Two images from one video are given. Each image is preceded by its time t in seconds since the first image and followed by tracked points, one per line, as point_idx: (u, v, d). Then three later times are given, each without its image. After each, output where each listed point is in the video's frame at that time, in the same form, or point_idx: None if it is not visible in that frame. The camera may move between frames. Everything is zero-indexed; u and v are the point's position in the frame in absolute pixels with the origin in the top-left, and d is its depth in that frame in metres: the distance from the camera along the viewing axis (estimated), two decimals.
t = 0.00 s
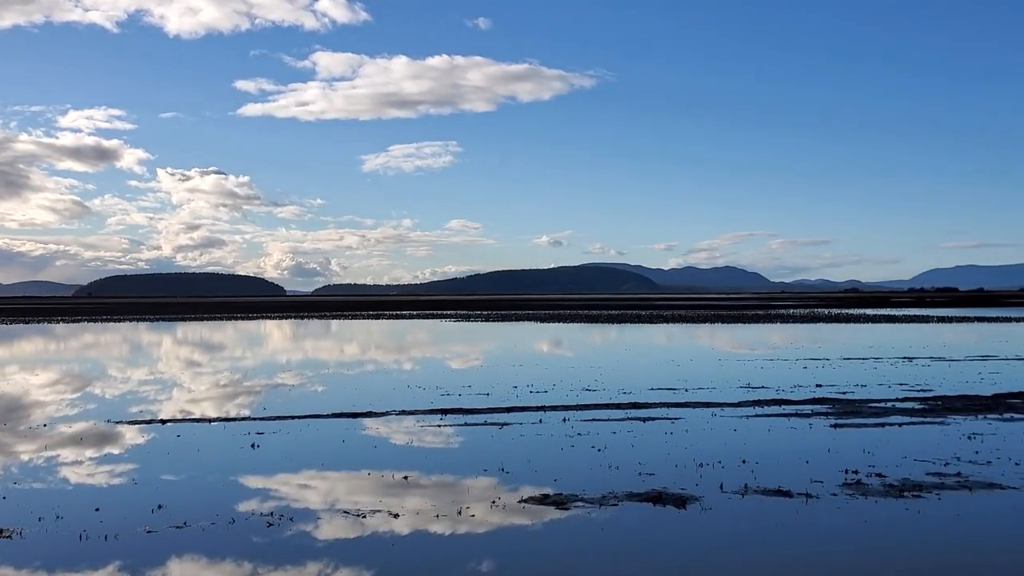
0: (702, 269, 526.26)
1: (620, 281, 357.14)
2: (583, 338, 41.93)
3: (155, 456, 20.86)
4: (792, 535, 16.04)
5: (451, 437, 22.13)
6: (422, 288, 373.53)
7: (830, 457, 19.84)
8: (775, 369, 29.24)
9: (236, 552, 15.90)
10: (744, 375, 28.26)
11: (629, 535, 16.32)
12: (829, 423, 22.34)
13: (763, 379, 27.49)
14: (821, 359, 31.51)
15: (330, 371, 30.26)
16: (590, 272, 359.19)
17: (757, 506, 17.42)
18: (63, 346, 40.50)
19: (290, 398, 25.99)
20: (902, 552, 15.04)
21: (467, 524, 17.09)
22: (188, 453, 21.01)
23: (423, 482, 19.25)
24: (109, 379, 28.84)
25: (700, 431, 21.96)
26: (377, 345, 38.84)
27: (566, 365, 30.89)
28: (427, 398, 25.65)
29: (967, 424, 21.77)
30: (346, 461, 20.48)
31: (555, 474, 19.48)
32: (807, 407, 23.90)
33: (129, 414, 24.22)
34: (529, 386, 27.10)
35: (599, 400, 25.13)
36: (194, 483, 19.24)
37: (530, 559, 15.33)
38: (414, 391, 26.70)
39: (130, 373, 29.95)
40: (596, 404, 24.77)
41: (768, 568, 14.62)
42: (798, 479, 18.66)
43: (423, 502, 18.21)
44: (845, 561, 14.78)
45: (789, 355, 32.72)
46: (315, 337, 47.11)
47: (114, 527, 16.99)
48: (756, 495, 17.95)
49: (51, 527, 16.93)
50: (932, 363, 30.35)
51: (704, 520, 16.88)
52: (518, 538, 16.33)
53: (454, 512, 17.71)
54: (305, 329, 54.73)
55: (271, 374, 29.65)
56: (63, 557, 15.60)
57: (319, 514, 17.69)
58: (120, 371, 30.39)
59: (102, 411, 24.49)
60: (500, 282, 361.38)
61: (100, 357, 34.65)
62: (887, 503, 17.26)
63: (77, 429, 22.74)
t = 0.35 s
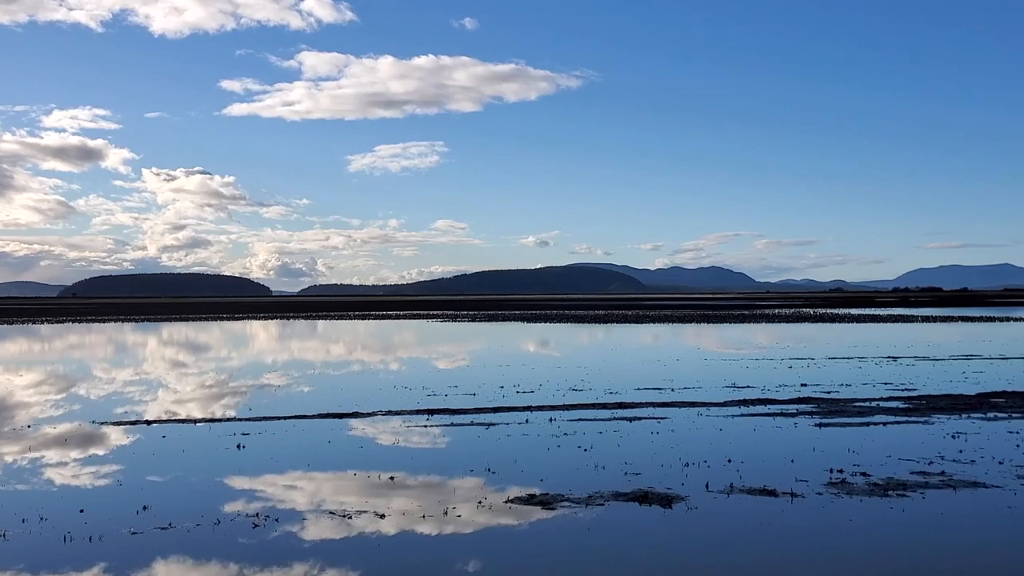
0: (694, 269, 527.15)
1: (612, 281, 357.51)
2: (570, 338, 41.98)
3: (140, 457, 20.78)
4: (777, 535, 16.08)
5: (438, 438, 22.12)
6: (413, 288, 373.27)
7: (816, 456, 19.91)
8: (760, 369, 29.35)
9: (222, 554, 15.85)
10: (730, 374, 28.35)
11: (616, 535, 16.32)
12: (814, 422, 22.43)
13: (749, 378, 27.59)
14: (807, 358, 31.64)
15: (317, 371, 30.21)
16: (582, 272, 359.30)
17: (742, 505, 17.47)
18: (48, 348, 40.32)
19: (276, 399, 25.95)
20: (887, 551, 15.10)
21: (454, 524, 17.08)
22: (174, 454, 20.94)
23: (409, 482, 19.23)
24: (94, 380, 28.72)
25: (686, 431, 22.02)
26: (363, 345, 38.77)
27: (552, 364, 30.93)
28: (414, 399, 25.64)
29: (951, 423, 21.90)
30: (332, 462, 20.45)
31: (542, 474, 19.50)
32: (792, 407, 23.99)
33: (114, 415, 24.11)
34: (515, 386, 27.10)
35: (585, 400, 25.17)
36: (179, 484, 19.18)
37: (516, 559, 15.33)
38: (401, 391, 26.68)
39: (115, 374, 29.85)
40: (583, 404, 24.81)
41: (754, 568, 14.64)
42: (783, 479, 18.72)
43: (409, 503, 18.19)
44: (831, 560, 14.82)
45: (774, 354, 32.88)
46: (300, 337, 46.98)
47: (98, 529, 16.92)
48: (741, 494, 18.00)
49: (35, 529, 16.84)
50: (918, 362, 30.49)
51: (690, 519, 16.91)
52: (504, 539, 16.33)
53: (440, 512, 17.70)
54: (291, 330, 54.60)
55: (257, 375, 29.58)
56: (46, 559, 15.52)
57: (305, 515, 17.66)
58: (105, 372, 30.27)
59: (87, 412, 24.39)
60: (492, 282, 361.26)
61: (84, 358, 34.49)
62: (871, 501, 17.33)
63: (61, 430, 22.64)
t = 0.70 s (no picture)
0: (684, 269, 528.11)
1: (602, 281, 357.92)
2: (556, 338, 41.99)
3: (123, 458, 20.70)
4: (760, 534, 16.12)
5: (422, 438, 22.12)
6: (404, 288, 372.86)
7: (799, 455, 19.98)
8: (743, 368, 29.45)
9: (205, 554, 15.80)
10: (714, 374, 28.43)
11: (599, 535, 16.34)
12: (797, 421, 22.52)
13: (732, 378, 27.68)
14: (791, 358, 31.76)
15: (301, 371, 30.14)
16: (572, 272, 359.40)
17: (726, 504, 17.52)
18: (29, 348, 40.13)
19: (260, 399, 25.89)
20: (869, 549, 15.17)
21: (438, 524, 17.06)
22: (157, 455, 20.87)
23: (394, 482, 19.21)
24: (76, 381, 28.59)
25: (670, 430, 22.08)
26: (348, 345, 38.70)
27: (537, 364, 30.96)
28: (398, 399, 25.62)
29: (933, 421, 22.02)
30: (316, 462, 20.42)
31: (526, 473, 19.51)
32: (776, 406, 24.08)
33: (97, 415, 24.02)
34: (500, 386, 27.11)
35: (570, 399, 25.21)
36: (162, 485, 19.12)
37: (500, 559, 15.34)
38: (386, 391, 26.66)
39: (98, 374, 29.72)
40: (567, 404, 24.84)
41: (737, 566, 14.67)
42: (766, 477, 18.79)
43: (394, 503, 18.17)
44: (813, 557, 14.87)
45: (758, 354, 33.00)
46: (285, 337, 46.87)
47: (80, 530, 16.85)
48: (725, 493, 18.05)
49: (16, 530, 16.75)
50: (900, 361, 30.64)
51: (674, 518, 16.94)
52: (488, 538, 16.33)
53: (424, 512, 17.70)
54: (276, 330, 54.44)
55: (241, 375, 29.50)
56: (28, 560, 15.44)
57: (289, 515, 17.62)
58: (88, 373, 30.13)
59: (69, 413, 24.29)
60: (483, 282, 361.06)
61: (67, 358, 34.33)
62: (854, 500, 17.40)
63: (44, 431, 22.54)
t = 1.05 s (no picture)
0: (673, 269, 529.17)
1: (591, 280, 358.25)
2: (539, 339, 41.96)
3: (103, 459, 20.57)
4: (741, 532, 16.15)
5: (403, 438, 22.09)
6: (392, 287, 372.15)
7: (779, 454, 20.04)
8: (723, 368, 29.55)
9: (184, 555, 15.71)
10: (694, 373, 28.49)
11: (581, 534, 16.33)
12: (778, 420, 22.58)
13: (712, 377, 27.75)
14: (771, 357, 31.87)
15: (282, 372, 30.05)
16: (561, 272, 359.61)
17: (706, 503, 17.55)
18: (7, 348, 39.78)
19: (241, 399, 25.79)
20: (848, 547, 15.22)
21: (419, 524, 17.02)
22: (137, 456, 20.74)
23: (375, 483, 19.16)
24: (54, 381, 28.38)
25: (651, 430, 22.10)
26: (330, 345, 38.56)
27: (519, 364, 30.96)
28: (379, 399, 25.57)
29: (912, 420, 22.14)
30: (297, 463, 20.36)
31: (507, 473, 19.51)
32: (756, 405, 24.15)
33: (75, 416, 23.86)
34: (481, 386, 27.08)
35: (551, 399, 25.21)
36: (142, 486, 19.01)
37: (481, 559, 15.31)
38: (367, 391, 26.60)
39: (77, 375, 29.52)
40: (549, 403, 24.85)
41: (716, 564, 14.70)
42: (746, 476, 18.84)
43: (374, 503, 18.12)
44: (792, 555, 14.92)
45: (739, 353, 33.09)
46: (265, 337, 46.64)
47: (59, 531, 16.72)
48: (705, 492, 18.09)
49: None
50: (881, 360, 30.82)
51: (656, 517, 16.95)
52: (469, 538, 16.31)
53: (405, 513, 17.65)
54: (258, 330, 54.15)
55: (220, 375, 29.36)
56: (4, 562, 15.31)
57: (269, 516, 17.54)
58: (67, 374, 29.91)
59: (47, 414, 24.12)
60: (471, 282, 360.79)
61: (46, 359, 34.07)
62: (833, 498, 17.46)
63: (22, 432, 22.39)
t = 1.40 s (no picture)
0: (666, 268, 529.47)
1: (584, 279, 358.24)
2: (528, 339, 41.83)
3: (90, 459, 20.48)
4: (730, 531, 16.16)
5: (392, 438, 22.06)
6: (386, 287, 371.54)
7: (768, 453, 20.05)
8: (712, 367, 29.55)
9: (171, 555, 15.66)
10: (683, 373, 28.49)
11: (569, 533, 16.32)
12: (767, 420, 22.59)
13: (701, 377, 27.74)
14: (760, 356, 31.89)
15: (270, 372, 29.96)
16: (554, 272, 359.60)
17: (695, 502, 17.55)
18: None
19: (229, 399, 25.71)
20: (836, 546, 15.24)
21: (408, 524, 16.99)
22: (125, 457, 20.65)
23: (363, 483, 19.12)
24: (40, 382, 28.24)
25: (640, 429, 22.09)
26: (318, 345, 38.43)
27: (508, 364, 30.91)
28: (367, 399, 25.51)
29: (901, 419, 22.18)
30: (286, 463, 20.30)
31: (495, 472, 19.48)
32: (745, 405, 24.15)
33: (62, 417, 23.75)
34: (470, 385, 27.04)
35: (540, 399, 25.19)
36: (129, 486, 18.93)
37: (469, 559, 15.28)
38: (355, 391, 26.54)
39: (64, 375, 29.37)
40: (537, 403, 24.82)
41: (703, 563, 14.71)
42: (734, 475, 18.85)
43: (363, 503, 18.08)
44: (779, 554, 14.93)
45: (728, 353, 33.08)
46: (253, 337, 46.43)
47: (46, 532, 16.65)
48: (694, 491, 18.09)
49: None
50: (869, 360, 30.90)
51: (644, 517, 16.95)
52: (458, 538, 16.29)
53: (394, 513, 17.62)
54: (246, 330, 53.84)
55: (208, 375, 29.24)
56: None
57: (257, 516, 17.49)
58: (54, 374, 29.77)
59: (33, 414, 24.00)
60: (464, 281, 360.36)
61: (33, 359, 33.89)
62: (822, 497, 17.48)
63: (9, 432, 22.28)
